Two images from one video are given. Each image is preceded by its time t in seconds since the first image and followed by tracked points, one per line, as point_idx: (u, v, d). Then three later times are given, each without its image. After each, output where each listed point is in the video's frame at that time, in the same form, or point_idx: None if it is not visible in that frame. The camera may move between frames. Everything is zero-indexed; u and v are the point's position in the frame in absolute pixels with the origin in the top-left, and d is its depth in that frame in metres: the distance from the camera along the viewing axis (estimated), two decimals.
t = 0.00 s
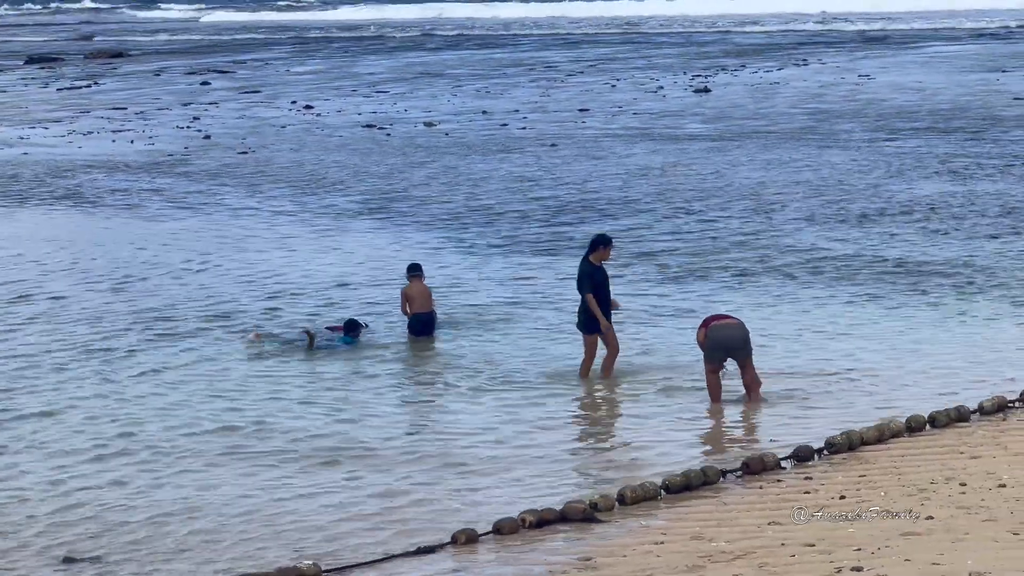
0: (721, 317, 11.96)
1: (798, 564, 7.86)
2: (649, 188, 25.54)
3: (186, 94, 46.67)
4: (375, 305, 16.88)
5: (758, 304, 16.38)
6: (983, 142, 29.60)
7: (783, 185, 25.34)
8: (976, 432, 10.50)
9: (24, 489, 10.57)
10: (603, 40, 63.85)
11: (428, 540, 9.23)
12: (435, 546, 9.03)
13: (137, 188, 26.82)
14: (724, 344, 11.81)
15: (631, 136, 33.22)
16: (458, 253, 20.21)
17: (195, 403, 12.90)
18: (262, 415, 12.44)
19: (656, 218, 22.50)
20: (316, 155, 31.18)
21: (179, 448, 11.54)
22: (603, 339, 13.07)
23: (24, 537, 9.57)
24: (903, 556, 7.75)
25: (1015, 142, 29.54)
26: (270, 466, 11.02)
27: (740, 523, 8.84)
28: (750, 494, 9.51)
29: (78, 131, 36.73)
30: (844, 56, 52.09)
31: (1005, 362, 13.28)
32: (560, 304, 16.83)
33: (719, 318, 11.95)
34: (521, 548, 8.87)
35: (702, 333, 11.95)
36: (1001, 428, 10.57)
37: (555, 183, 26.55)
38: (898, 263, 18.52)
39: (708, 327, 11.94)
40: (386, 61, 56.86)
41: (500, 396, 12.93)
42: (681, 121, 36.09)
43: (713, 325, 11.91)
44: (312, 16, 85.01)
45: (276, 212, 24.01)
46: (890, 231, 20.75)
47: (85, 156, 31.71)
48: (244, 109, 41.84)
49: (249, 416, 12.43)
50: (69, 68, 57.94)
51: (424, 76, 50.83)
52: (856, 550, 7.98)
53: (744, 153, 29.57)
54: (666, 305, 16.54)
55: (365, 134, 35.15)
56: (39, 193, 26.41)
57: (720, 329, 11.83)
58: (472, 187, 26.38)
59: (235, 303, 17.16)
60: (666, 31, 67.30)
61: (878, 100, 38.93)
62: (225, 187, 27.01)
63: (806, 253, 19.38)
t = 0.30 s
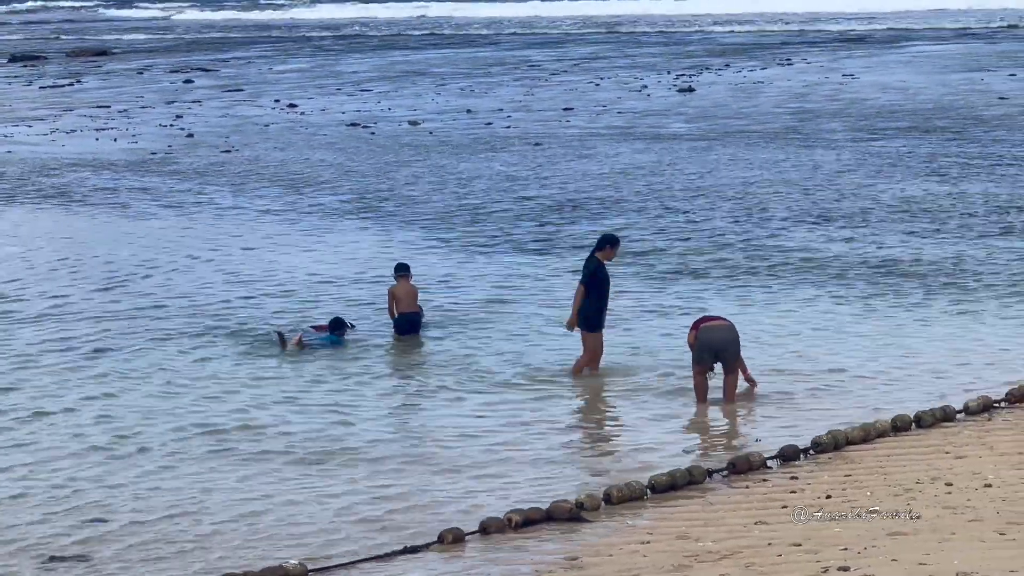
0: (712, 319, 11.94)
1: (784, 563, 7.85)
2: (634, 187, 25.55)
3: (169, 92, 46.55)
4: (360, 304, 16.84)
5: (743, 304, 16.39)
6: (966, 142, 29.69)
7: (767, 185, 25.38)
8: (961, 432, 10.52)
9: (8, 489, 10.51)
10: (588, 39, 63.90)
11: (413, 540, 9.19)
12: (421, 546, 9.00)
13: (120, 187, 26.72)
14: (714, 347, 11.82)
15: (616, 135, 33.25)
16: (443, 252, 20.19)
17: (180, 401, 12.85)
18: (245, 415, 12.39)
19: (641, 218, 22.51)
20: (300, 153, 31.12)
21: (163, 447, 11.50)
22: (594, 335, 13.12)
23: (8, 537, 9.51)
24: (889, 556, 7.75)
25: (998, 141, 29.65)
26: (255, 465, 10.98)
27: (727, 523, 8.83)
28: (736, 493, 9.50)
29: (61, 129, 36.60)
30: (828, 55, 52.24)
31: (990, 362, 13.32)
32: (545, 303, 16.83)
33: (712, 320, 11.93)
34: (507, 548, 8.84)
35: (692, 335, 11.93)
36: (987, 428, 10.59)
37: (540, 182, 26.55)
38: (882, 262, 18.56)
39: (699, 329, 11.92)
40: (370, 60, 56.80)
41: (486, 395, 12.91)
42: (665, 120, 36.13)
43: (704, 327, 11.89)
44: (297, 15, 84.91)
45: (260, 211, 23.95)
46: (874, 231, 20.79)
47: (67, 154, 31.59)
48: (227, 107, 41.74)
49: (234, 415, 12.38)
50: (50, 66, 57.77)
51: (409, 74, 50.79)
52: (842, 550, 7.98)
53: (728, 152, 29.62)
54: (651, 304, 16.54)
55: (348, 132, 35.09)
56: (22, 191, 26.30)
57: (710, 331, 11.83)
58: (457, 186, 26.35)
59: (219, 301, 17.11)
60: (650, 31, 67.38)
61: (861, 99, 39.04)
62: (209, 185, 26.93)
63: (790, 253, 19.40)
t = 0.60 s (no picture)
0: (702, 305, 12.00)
1: (770, 562, 7.83)
2: (617, 186, 25.55)
3: (150, 90, 46.35)
4: (343, 303, 16.79)
5: (727, 302, 16.40)
6: (948, 141, 29.75)
7: (750, 183, 25.40)
8: (946, 430, 10.53)
9: None
10: (570, 38, 63.88)
11: (399, 539, 9.15)
12: (406, 545, 8.95)
13: (101, 185, 26.59)
14: (701, 340, 11.83)
15: (599, 133, 33.25)
16: (426, 250, 20.15)
17: (163, 399, 12.79)
18: (229, 413, 12.34)
19: (624, 217, 22.51)
20: (282, 152, 31.03)
21: (146, 445, 11.44)
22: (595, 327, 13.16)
23: None
24: (875, 555, 7.74)
25: (981, 140, 29.73)
26: (240, 463, 10.93)
27: (712, 522, 8.81)
28: (721, 492, 9.49)
29: (42, 127, 36.40)
30: (810, 54, 52.32)
31: (974, 361, 13.32)
32: (529, 302, 16.81)
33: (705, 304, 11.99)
34: (492, 547, 8.80)
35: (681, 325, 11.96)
36: (972, 426, 10.61)
37: (523, 180, 26.52)
38: (865, 261, 18.58)
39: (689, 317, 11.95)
40: (353, 58, 56.68)
41: (470, 394, 12.88)
42: (648, 118, 36.14)
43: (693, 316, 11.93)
44: (279, 12, 84.73)
45: (242, 209, 23.88)
46: (857, 229, 20.82)
47: (48, 152, 31.41)
48: (209, 105, 41.59)
49: (217, 413, 12.32)
50: (31, 63, 57.54)
51: (391, 72, 50.66)
52: (829, 549, 7.96)
53: (710, 151, 29.64)
54: (634, 303, 16.54)
55: (330, 130, 35.01)
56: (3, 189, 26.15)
57: (699, 322, 11.85)
58: (439, 184, 26.30)
59: (201, 299, 17.05)
60: (633, 29, 67.38)
61: (843, 98, 39.11)
62: (190, 184, 26.82)
63: (773, 251, 19.42)
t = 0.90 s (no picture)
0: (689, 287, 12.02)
1: (761, 561, 7.77)
2: (605, 184, 25.53)
3: (136, 87, 46.20)
4: (331, 301, 16.74)
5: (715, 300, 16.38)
6: (936, 139, 29.80)
7: (737, 181, 25.40)
8: (937, 429, 10.53)
9: None
10: (557, 35, 63.84)
11: (390, 538, 9.08)
12: (396, 543, 8.89)
13: (87, 182, 26.47)
14: (690, 331, 11.84)
15: (586, 131, 33.23)
16: (414, 248, 20.10)
17: (151, 398, 12.72)
18: (217, 411, 12.27)
19: (612, 215, 22.48)
20: (269, 149, 30.95)
21: (133, 444, 11.37)
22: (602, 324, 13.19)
23: None
24: (867, 553, 7.70)
25: (967, 138, 29.77)
26: (229, 462, 10.87)
27: (703, 520, 8.77)
28: (711, 491, 9.46)
29: (27, 124, 36.25)
30: (797, 51, 52.36)
31: (964, 359, 13.32)
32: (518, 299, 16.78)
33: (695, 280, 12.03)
34: (483, 545, 8.74)
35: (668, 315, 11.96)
36: (962, 424, 10.61)
37: (510, 178, 26.49)
38: (853, 259, 18.58)
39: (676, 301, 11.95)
40: (339, 55, 56.56)
41: (459, 392, 12.84)
42: (635, 116, 36.14)
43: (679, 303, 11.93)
44: (265, 8, 84.58)
45: (229, 207, 23.80)
46: (845, 227, 20.83)
47: (33, 149, 31.28)
48: (195, 102, 41.47)
49: (206, 412, 12.26)
50: (16, 60, 57.29)
51: (378, 69, 50.56)
52: (820, 547, 7.93)
53: (698, 148, 29.64)
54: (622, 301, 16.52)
55: (317, 128, 34.92)
56: None
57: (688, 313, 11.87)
58: (427, 182, 26.26)
59: (189, 297, 16.98)
60: (620, 26, 67.34)
61: (830, 95, 39.14)
62: (177, 181, 26.72)
63: (761, 249, 19.41)
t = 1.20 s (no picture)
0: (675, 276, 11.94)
1: (750, 556, 7.67)
2: (593, 178, 25.52)
3: (121, 81, 46.01)
4: (318, 296, 16.69)
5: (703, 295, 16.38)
6: (922, 133, 29.85)
7: (724, 175, 25.41)
8: (925, 424, 10.54)
9: None
10: (543, 29, 63.81)
11: (379, 532, 9.02)
12: (385, 538, 8.82)
13: (72, 177, 26.35)
14: (677, 326, 11.82)
15: (573, 124, 33.23)
16: (401, 243, 20.05)
17: (138, 393, 12.64)
18: (204, 407, 12.20)
19: (599, 209, 22.47)
20: (255, 144, 30.85)
21: (120, 440, 11.28)
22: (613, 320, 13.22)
23: None
24: (855, 548, 7.62)
25: (953, 131, 29.85)
26: (217, 458, 10.80)
27: (691, 515, 8.69)
28: (700, 486, 9.41)
29: (12, 118, 36.07)
30: (784, 45, 52.41)
31: (951, 354, 13.35)
32: (506, 294, 16.76)
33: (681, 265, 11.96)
34: (471, 540, 8.66)
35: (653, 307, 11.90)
36: (951, 419, 10.63)
37: (497, 172, 26.46)
38: (841, 254, 18.60)
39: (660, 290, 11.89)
40: (325, 49, 56.45)
41: (447, 387, 12.80)
42: (621, 110, 36.14)
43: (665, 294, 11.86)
44: (251, 1, 84.34)
45: (216, 201, 23.71)
46: (831, 222, 20.85)
47: (18, 143, 31.12)
48: (181, 96, 41.33)
49: (193, 408, 12.18)
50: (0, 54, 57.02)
51: (364, 63, 50.48)
52: (809, 542, 7.85)
53: (684, 143, 29.65)
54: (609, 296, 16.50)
55: (303, 122, 34.84)
56: None
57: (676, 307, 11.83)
58: (413, 176, 26.21)
59: (175, 293, 16.89)
60: (606, 20, 67.31)
61: (816, 89, 39.19)
62: (162, 176, 26.63)
63: (749, 243, 19.41)
